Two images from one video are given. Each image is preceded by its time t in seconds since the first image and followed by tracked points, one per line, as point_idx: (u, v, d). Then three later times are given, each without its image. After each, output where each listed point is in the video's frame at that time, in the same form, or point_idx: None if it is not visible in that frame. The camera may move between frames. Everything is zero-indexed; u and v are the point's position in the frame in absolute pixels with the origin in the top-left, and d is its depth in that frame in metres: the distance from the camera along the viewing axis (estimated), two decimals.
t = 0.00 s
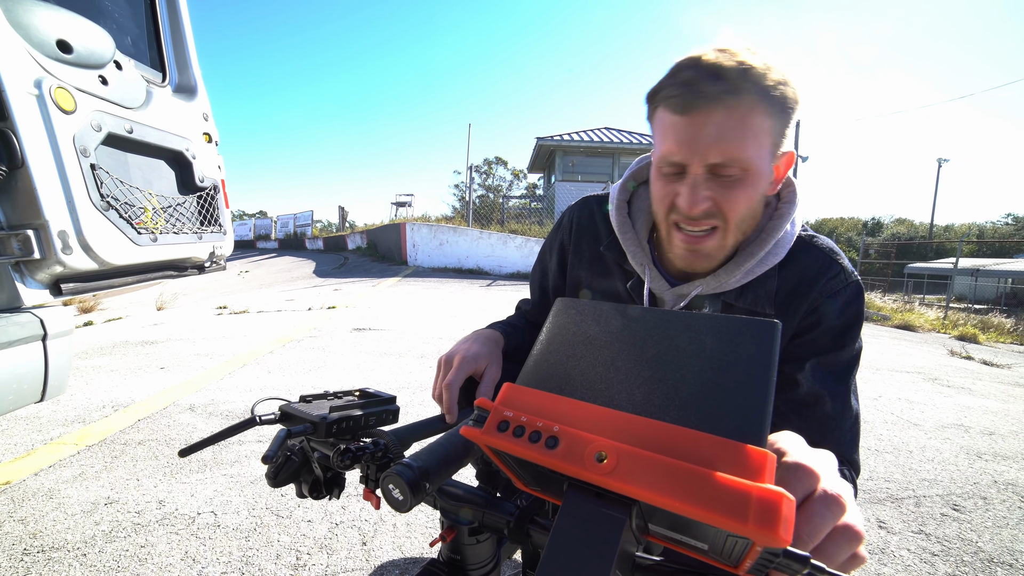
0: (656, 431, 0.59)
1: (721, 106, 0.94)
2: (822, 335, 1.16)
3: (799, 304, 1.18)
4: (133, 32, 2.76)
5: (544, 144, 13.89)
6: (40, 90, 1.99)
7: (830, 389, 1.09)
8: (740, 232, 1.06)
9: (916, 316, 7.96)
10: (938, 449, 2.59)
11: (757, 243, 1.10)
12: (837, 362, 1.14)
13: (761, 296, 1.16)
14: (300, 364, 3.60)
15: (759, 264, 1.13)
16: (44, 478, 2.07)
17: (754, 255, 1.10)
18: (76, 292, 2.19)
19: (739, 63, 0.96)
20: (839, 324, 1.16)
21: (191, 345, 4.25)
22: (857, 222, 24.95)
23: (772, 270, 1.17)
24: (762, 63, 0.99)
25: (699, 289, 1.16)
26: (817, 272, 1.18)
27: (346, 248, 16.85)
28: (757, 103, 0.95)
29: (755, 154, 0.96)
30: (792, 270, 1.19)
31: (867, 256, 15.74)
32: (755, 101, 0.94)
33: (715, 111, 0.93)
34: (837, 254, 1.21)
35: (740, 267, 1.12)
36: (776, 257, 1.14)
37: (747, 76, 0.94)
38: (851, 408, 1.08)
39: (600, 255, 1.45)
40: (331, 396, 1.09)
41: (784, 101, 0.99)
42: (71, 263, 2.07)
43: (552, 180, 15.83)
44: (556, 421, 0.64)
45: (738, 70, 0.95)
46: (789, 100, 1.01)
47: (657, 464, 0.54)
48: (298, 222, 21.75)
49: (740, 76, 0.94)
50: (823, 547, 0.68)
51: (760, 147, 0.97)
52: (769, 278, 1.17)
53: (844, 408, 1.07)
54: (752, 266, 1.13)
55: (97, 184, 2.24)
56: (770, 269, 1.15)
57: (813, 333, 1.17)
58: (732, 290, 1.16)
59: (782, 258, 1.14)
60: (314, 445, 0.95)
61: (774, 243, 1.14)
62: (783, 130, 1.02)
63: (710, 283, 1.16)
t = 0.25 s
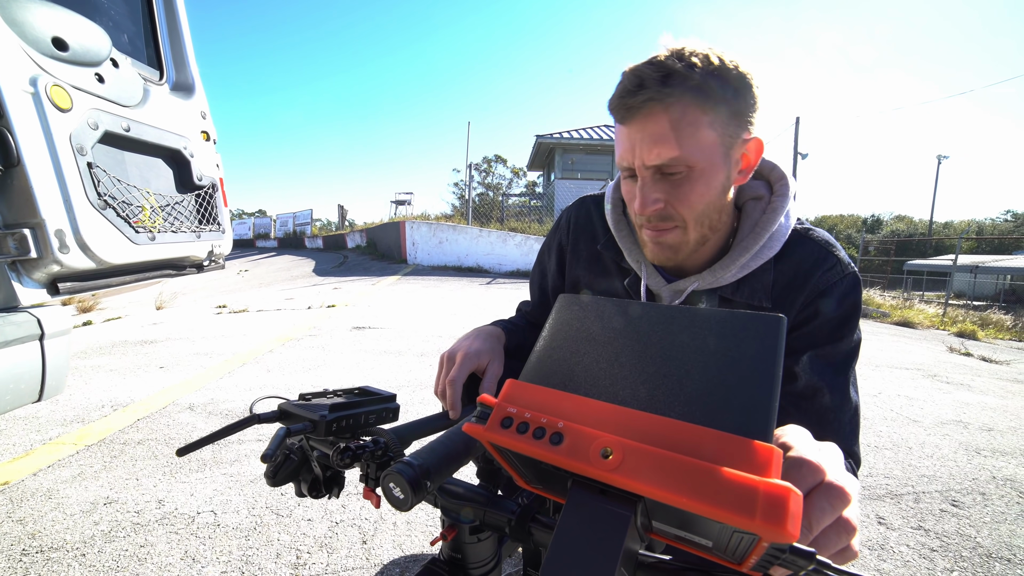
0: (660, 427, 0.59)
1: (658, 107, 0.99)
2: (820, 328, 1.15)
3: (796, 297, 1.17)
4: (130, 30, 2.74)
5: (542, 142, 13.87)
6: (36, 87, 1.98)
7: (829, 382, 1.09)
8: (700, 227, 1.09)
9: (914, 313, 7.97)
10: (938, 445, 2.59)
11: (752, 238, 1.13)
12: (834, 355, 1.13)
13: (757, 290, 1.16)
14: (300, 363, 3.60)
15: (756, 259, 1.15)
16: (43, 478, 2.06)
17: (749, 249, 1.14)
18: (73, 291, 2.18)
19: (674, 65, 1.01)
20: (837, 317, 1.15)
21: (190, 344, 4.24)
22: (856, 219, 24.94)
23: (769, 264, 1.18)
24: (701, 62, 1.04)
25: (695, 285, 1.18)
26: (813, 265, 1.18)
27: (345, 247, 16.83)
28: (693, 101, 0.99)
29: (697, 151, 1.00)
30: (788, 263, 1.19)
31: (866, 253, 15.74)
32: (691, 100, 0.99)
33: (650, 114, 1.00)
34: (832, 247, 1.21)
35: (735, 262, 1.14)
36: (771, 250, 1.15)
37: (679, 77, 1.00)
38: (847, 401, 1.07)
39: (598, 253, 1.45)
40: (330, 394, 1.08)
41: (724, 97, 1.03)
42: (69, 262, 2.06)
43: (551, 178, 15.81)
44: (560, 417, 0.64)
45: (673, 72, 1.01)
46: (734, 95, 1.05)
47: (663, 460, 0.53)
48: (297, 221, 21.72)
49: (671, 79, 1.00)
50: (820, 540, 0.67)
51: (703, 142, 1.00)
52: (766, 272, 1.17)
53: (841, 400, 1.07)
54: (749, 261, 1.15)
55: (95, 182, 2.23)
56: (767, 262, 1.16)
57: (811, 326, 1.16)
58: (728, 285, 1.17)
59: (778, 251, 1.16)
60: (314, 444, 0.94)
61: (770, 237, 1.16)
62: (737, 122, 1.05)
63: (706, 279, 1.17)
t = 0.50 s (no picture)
0: (658, 430, 0.58)
1: (641, 97, 1.04)
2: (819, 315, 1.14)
3: (790, 286, 1.18)
4: (128, 31, 2.74)
5: (542, 141, 13.86)
6: (35, 90, 1.98)
7: (835, 371, 1.07)
8: (689, 212, 1.12)
9: (915, 311, 7.96)
10: (939, 444, 2.58)
11: (740, 226, 1.14)
12: (838, 341, 1.11)
13: (751, 281, 1.16)
14: (300, 364, 3.60)
15: (745, 246, 1.16)
16: (44, 480, 2.06)
17: (738, 237, 1.15)
18: (73, 293, 2.17)
19: (651, 57, 1.07)
20: (835, 302, 1.14)
21: (190, 346, 4.24)
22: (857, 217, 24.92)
23: (759, 251, 1.18)
24: (676, 53, 1.10)
25: (687, 277, 1.18)
26: (805, 252, 1.18)
27: (345, 247, 16.82)
28: (673, 91, 1.05)
29: (681, 137, 1.05)
30: (780, 253, 1.20)
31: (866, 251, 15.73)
32: (671, 89, 1.05)
33: (634, 105, 1.05)
34: (824, 232, 1.21)
35: (725, 252, 1.15)
36: (761, 238, 1.16)
37: (657, 68, 1.05)
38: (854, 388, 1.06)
39: (591, 252, 1.46)
40: (329, 396, 1.08)
41: (701, 86, 1.09)
42: (68, 265, 2.06)
43: (550, 178, 15.80)
44: (557, 420, 0.64)
45: (651, 64, 1.06)
46: (710, 83, 1.11)
47: (660, 464, 0.53)
48: (297, 221, 21.71)
49: (651, 70, 1.05)
50: (822, 542, 0.66)
51: (685, 129, 1.05)
52: (756, 260, 1.17)
53: (849, 389, 1.06)
54: (738, 249, 1.16)
55: (94, 185, 2.23)
56: (756, 251, 1.17)
57: (810, 314, 1.16)
58: (719, 275, 1.18)
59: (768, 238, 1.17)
60: (313, 446, 0.94)
61: (758, 225, 1.16)
62: (714, 110, 1.11)
63: (698, 270, 1.18)
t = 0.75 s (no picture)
0: (655, 429, 0.58)
1: (625, 98, 1.07)
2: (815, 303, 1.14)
3: (783, 276, 1.17)
4: (124, 31, 2.73)
5: (541, 140, 13.86)
6: (31, 90, 1.97)
7: (840, 359, 1.05)
8: (685, 204, 1.14)
9: (914, 309, 7.97)
10: (938, 441, 2.59)
11: (726, 219, 1.15)
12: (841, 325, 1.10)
13: (743, 273, 1.16)
14: (299, 364, 3.59)
15: (733, 239, 1.16)
16: (43, 482, 2.06)
17: (725, 230, 1.15)
18: (71, 294, 2.17)
19: (625, 61, 1.11)
20: (831, 287, 1.14)
21: (189, 347, 4.23)
22: (855, 215, 24.96)
23: (747, 243, 1.19)
24: (642, 55, 1.14)
25: (678, 272, 1.20)
26: (794, 242, 1.18)
27: (344, 247, 16.81)
28: (653, 87, 1.08)
29: (670, 129, 1.07)
30: (770, 244, 1.20)
31: (865, 249, 15.75)
32: (651, 87, 1.08)
33: (619, 105, 1.07)
34: (810, 221, 1.22)
35: (713, 245, 1.15)
36: (748, 229, 1.16)
37: (632, 70, 1.09)
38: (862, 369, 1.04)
39: (582, 254, 1.46)
40: (326, 396, 1.08)
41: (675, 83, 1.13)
42: (65, 265, 2.06)
43: (549, 177, 15.80)
44: (554, 419, 0.64)
45: (627, 67, 1.10)
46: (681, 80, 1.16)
47: (657, 463, 0.53)
48: (296, 221, 21.68)
49: (631, 71, 1.09)
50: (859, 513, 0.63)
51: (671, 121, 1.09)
52: (745, 251, 1.18)
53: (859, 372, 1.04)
54: (726, 242, 1.16)
55: (91, 185, 2.22)
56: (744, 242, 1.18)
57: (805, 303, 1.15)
58: (710, 268, 1.18)
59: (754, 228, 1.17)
60: (312, 446, 0.94)
61: (743, 218, 1.17)
62: (686, 107, 1.15)
63: (689, 265, 1.18)
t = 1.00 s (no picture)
0: (665, 428, 0.58)
1: (589, 112, 1.05)
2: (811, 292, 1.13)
3: (777, 266, 1.17)
4: (130, 34, 2.75)
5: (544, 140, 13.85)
6: (39, 93, 1.98)
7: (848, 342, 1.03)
8: (662, 208, 1.14)
9: (920, 307, 7.92)
10: (946, 441, 2.57)
11: (711, 214, 1.14)
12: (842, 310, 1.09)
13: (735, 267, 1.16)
14: (304, 364, 3.60)
15: (720, 233, 1.15)
16: (51, 481, 2.07)
17: (711, 224, 1.14)
18: (78, 296, 2.18)
19: (587, 75, 1.10)
20: (825, 273, 1.13)
21: (195, 347, 4.25)
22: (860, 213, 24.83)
23: (735, 236, 1.18)
24: (605, 66, 1.12)
25: (669, 269, 1.18)
26: (783, 231, 1.18)
27: (348, 248, 16.85)
28: (617, 98, 1.06)
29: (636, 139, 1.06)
30: (759, 236, 1.20)
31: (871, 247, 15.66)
32: (615, 97, 1.06)
33: (585, 120, 1.06)
34: (796, 209, 1.22)
35: (701, 240, 1.14)
36: (734, 222, 1.16)
37: (594, 83, 1.07)
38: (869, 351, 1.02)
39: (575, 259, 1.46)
40: (332, 397, 1.08)
41: (641, 89, 1.12)
42: (73, 267, 2.07)
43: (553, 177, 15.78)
44: (563, 418, 0.63)
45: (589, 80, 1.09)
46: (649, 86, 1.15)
47: (668, 462, 0.53)
48: (300, 222, 21.74)
49: (594, 83, 1.07)
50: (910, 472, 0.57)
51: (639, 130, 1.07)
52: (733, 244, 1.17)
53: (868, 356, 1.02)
54: (714, 236, 1.15)
55: (97, 187, 2.24)
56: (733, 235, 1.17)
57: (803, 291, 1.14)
58: (700, 264, 1.17)
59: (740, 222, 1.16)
60: (318, 446, 0.94)
61: (729, 211, 1.16)
62: (654, 112, 1.14)
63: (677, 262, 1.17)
